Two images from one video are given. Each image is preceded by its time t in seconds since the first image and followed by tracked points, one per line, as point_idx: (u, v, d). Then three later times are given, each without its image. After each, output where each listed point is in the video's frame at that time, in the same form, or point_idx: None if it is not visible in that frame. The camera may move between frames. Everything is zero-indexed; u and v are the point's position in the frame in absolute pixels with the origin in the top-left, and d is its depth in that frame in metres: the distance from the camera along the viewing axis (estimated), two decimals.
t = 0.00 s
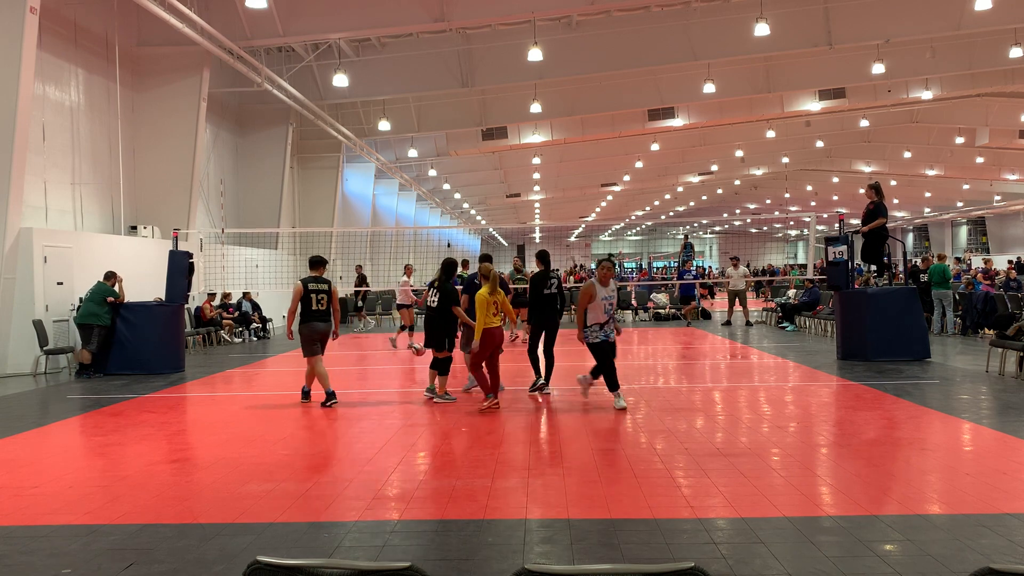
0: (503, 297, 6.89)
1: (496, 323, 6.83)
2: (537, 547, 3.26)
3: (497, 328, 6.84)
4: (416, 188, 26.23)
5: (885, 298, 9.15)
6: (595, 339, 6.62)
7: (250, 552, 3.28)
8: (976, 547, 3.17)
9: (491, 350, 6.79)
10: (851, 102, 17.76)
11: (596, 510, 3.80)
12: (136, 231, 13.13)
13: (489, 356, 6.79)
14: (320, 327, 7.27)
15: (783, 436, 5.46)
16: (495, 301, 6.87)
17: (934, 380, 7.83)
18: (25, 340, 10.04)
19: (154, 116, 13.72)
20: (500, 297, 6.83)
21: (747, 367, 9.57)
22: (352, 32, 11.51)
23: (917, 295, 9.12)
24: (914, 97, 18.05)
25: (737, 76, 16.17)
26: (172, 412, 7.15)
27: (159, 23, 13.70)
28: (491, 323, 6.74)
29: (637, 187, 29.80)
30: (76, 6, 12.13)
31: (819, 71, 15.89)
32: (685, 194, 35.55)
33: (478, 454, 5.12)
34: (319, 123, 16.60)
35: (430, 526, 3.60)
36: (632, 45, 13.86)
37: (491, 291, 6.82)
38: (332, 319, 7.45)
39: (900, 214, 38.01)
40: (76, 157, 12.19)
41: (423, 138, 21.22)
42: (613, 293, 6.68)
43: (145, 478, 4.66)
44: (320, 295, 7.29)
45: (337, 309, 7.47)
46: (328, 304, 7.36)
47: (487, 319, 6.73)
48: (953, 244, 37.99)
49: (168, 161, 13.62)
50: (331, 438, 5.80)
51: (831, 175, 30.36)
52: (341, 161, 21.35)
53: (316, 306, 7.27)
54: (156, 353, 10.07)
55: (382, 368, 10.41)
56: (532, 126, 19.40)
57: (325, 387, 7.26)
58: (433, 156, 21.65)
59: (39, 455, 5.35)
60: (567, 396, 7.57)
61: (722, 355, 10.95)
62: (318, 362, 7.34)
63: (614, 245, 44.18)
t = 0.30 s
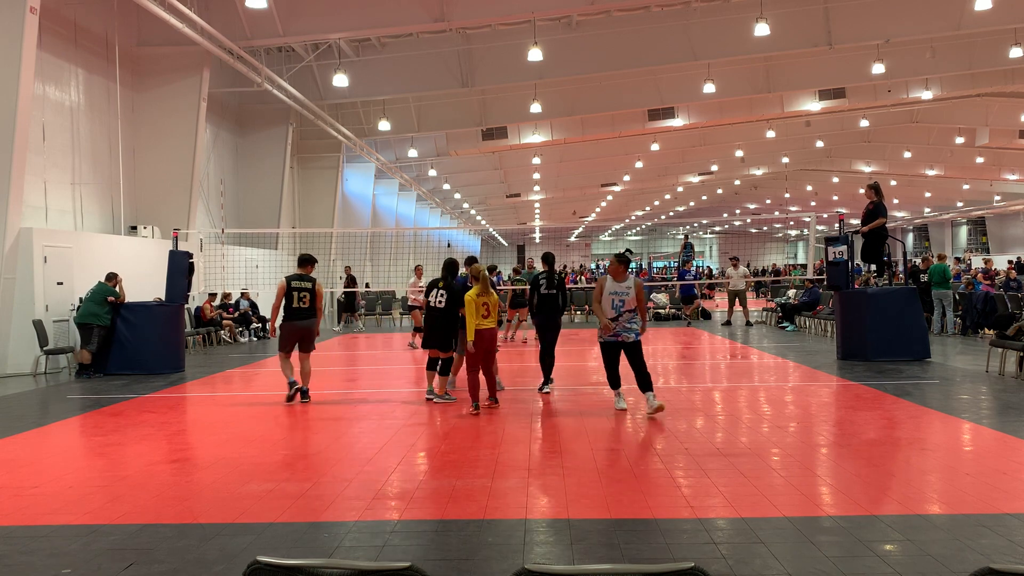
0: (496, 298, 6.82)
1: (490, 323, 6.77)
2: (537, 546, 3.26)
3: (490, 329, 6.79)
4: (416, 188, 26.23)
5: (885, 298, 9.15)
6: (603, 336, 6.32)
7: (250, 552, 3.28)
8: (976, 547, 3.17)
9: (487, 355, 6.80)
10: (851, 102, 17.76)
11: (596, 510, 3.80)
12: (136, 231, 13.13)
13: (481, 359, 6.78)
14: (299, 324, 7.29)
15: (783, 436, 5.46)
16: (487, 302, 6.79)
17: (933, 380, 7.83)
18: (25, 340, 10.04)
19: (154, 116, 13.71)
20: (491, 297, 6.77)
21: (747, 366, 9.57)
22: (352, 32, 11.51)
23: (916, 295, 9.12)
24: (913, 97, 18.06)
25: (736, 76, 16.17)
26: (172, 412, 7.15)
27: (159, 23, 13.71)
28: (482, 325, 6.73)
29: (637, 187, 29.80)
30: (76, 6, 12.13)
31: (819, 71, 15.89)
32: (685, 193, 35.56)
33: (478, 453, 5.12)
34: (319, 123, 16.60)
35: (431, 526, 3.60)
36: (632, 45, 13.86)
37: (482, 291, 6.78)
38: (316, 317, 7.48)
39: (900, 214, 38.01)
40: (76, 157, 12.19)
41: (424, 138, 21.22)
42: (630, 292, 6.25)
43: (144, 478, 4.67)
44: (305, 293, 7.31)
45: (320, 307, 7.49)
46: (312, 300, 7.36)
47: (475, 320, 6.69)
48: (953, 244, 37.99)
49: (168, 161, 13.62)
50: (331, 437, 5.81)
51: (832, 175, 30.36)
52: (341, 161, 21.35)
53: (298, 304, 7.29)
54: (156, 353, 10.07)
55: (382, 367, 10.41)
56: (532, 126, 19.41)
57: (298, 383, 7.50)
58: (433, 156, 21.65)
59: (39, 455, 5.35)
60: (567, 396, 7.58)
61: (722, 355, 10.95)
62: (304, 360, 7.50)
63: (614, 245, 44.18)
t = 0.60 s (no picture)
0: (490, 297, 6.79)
1: (489, 321, 6.73)
2: (537, 547, 3.26)
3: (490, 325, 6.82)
4: (416, 188, 26.23)
5: (885, 298, 9.15)
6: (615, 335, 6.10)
7: (250, 552, 3.28)
8: (976, 547, 3.17)
9: (484, 351, 6.70)
10: (851, 102, 17.76)
11: (596, 510, 3.80)
12: (136, 231, 13.13)
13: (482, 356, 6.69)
14: (271, 324, 7.29)
15: (783, 436, 5.46)
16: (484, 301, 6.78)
17: (933, 380, 7.83)
18: (25, 340, 10.03)
19: (154, 116, 13.71)
20: (486, 296, 6.77)
21: (747, 366, 9.57)
22: (352, 32, 11.51)
23: (917, 295, 9.12)
24: (913, 97, 18.06)
25: (736, 76, 16.17)
26: (172, 412, 7.15)
27: (159, 23, 13.71)
28: (478, 323, 6.70)
29: (637, 187, 29.80)
30: (76, 6, 12.13)
31: (819, 71, 15.89)
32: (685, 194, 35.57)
33: (478, 454, 5.12)
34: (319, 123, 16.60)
35: (430, 526, 3.60)
36: (631, 45, 13.86)
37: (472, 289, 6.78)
38: (295, 316, 7.42)
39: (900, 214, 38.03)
40: (76, 157, 12.19)
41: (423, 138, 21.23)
42: (637, 288, 5.99)
43: (144, 478, 4.67)
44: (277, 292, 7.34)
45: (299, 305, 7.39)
46: (284, 299, 7.31)
47: (469, 320, 6.73)
48: (953, 244, 38.00)
49: (168, 161, 13.62)
50: (331, 437, 5.80)
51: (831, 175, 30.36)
52: (341, 161, 21.35)
53: (270, 304, 7.34)
54: (156, 353, 10.07)
55: (382, 367, 10.41)
56: (532, 126, 19.41)
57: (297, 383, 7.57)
58: (433, 156, 21.65)
59: (39, 455, 5.35)
60: (566, 396, 7.57)
61: (721, 355, 10.95)
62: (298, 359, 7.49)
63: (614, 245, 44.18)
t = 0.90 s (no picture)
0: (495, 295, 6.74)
1: (492, 322, 6.68)
2: (537, 547, 3.26)
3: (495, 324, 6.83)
4: (416, 187, 26.23)
5: (885, 298, 9.15)
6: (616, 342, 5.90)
7: (250, 552, 3.28)
8: (976, 547, 3.17)
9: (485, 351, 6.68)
10: (851, 102, 17.76)
11: (596, 510, 3.80)
12: (136, 231, 13.14)
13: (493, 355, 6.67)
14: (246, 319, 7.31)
15: (783, 436, 5.46)
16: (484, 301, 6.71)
17: (933, 380, 7.83)
18: (25, 340, 10.03)
19: (154, 116, 13.71)
20: (490, 296, 6.69)
21: (747, 366, 9.57)
22: (352, 32, 11.51)
23: (917, 295, 9.13)
24: (913, 97, 18.05)
25: (736, 76, 16.17)
26: (172, 412, 7.15)
27: (159, 23, 13.71)
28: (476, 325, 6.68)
29: (637, 187, 29.80)
30: (76, 6, 12.14)
31: (819, 71, 15.89)
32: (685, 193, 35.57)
33: (478, 454, 5.12)
34: (319, 123, 16.60)
35: (430, 526, 3.60)
36: (631, 45, 13.85)
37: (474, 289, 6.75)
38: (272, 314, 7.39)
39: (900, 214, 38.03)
40: (76, 157, 12.19)
41: (423, 138, 21.23)
42: (631, 293, 5.86)
43: (144, 478, 4.67)
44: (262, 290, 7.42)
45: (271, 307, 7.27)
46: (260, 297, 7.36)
47: (469, 321, 6.73)
48: (953, 244, 38.00)
49: (168, 161, 13.62)
50: (330, 438, 5.80)
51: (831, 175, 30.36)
52: (341, 161, 21.34)
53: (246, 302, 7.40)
54: (156, 353, 10.06)
55: (382, 367, 10.41)
56: (532, 126, 19.41)
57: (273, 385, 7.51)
58: (433, 156, 21.65)
59: (39, 455, 5.35)
60: (567, 396, 7.57)
61: (721, 355, 10.95)
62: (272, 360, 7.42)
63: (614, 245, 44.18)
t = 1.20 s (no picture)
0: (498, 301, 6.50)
1: (489, 327, 6.48)
2: (537, 546, 3.26)
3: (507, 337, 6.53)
4: (416, 188, 26.24)
5: (885, 297, 9.15)
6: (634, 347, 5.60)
7: (250, 552, 3.28)
8: (976, 547, 3.17)
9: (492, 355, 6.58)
10: (851, 102, 17.76)
11: (595, 510, 3.79)
12: (136, 231, 13.14)
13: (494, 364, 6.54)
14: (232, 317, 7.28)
15: (783, 436, 5.46)
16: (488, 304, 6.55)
17: (934, 380, 7.83)
18: (25, 340, 10.03)
19: (154, 116, 13.71)
20: (492, 299, 6.52)
21: (746, 366, 9.57)
22: (352, 32, 11.51)
23: (917, 295, 9.13)
24: (913, 97, 18.06)
25: (736, 76, 16.17)
26: (172, 412, 7.15)
27: (159, 23, 13.71)
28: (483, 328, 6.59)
29: (636, 187, 29.80)
30: (76, 6, 12.14)
31: (819, 71, 15.89)
32: (685, 193, 35.59)
33: (478, 454, 5.11)
34: (319, 123, 16.60)
35: (430, 526, 3.60)
36: (631, 45, 13.86)
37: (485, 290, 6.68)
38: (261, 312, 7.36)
39: (900, 214, 38.03)
40: (76, 157, 12.19)
41: (423, 138, 21.23)
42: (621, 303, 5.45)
43: (144, 478, 4.67)
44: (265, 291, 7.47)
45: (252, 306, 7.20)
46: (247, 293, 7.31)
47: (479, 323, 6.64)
48: (953, 244, 37.99)
49: (168, 161, 13.62)
50: (330, 437, 5.80)
51: (831, 175, 30.37)
52: (341, 161, 21.35)
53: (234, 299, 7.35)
54: (156, 353, 10.07)
55: (382, 367, 10.41)
56: (532, 126, 19.41)
57: (240, 385, 7.34)
58: (433, 156, 21.66)
59: (39, 455, 5.35)
60: (566, 396, 7.57)
61: (721, 354, 10.95)
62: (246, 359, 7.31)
63: (614, 245, 44.19)
